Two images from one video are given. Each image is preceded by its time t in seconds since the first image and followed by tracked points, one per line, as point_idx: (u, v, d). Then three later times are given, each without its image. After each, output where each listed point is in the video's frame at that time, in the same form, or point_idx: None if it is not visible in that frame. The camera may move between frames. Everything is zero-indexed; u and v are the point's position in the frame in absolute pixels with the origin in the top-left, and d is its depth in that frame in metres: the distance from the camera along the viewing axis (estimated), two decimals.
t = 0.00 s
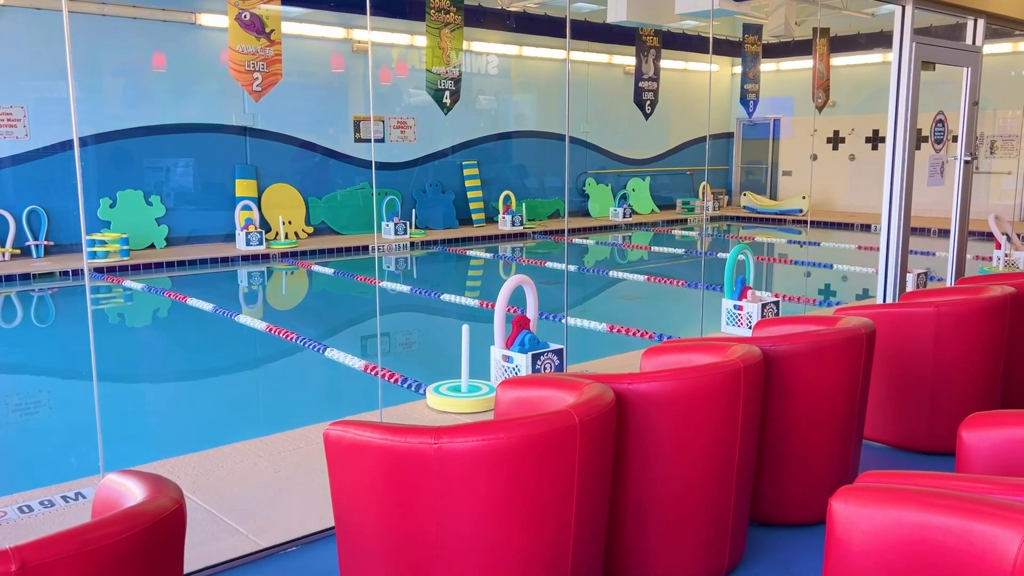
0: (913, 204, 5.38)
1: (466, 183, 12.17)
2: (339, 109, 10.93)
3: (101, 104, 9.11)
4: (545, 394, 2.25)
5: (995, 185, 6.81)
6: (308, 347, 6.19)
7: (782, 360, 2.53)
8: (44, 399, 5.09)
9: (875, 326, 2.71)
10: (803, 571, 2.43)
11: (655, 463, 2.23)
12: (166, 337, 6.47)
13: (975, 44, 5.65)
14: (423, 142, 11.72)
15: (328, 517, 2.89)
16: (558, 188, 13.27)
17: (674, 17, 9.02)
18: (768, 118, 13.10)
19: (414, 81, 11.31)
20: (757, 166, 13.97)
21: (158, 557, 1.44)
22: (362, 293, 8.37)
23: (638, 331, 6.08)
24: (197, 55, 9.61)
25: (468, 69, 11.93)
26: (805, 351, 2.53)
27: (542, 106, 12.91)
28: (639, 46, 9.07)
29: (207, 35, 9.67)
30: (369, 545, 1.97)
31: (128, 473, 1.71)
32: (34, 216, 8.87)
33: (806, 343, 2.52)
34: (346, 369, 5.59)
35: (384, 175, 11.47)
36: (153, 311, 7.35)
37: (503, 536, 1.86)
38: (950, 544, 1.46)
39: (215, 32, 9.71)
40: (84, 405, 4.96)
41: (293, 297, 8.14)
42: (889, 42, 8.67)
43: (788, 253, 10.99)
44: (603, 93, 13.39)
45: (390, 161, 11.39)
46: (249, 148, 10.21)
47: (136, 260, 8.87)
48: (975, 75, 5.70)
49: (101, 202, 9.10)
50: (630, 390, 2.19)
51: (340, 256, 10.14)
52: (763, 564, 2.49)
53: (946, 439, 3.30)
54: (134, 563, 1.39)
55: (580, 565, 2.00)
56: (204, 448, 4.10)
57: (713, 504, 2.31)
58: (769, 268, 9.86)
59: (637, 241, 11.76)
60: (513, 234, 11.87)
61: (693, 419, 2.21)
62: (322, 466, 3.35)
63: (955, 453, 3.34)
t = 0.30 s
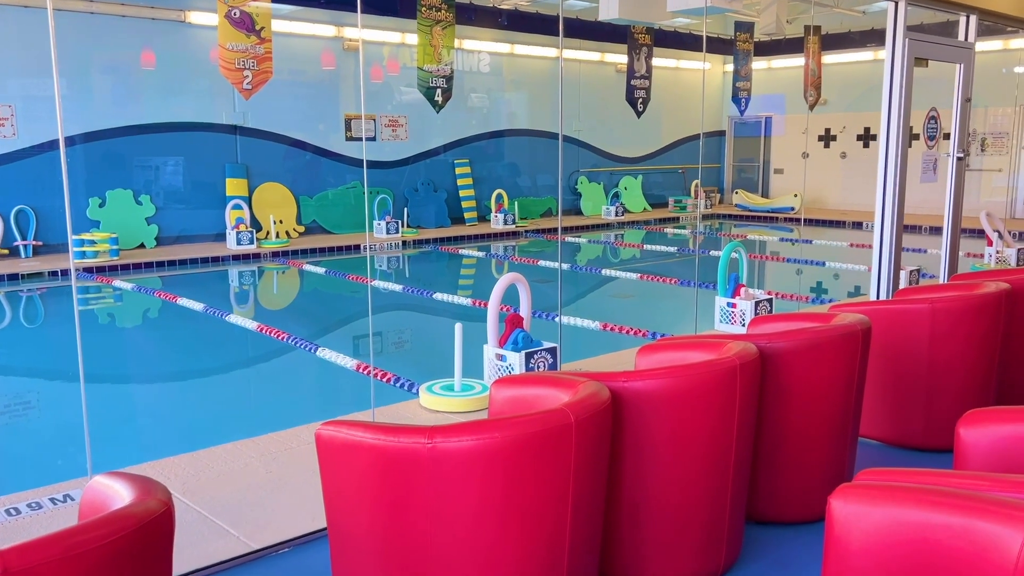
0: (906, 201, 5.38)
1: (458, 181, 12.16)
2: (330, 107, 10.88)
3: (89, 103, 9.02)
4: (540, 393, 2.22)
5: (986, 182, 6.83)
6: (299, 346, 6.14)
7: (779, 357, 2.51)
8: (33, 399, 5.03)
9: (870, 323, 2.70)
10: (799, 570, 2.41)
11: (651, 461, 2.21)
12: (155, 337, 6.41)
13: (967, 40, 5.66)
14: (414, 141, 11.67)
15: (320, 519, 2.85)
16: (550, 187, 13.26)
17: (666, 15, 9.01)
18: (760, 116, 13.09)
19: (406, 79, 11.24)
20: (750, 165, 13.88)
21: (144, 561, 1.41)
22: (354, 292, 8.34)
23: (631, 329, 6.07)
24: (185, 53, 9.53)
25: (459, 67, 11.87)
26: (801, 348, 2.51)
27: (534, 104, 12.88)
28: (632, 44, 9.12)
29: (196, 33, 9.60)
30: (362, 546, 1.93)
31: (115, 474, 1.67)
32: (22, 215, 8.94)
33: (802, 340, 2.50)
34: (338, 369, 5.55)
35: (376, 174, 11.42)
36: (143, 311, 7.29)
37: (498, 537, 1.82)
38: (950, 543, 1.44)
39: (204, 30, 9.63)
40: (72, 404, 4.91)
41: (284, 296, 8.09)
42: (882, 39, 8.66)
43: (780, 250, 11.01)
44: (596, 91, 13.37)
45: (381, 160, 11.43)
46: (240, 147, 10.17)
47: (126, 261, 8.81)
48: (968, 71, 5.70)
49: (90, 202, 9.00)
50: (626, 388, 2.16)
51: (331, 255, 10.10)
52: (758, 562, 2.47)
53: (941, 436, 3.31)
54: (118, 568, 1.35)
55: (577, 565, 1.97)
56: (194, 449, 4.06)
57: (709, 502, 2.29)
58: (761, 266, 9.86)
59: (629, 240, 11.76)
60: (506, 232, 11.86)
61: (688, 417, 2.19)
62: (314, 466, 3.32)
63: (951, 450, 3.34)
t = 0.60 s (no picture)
0: (896, 199, 5.38)
1: (449, 180, 12.13)
2: (319, 106, 10.81)
3: (76, 101, 8.92)
4: (529, 394, 2.19)
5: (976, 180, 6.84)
6: (288, 347, 6.07)
7: (770, 357, 2.49)
8: (17, 400, 4.97)
9: (862, 322, 2.68)
10: (792, 571, 2.39)
11: (642, 463, 2.18)
12: (143, 338, 6.34)
13: (958, 37, 5.65)
14: (405, 140, 11.61)
15: (307, 522, 2.81)
16: (541, 185, 13.24)
17: (657, 12, 9.01)
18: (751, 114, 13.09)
19: (395, 77, 11.16)
20: (740, 163, 13.94)
21: (126, 569, 1.37)
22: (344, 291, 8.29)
23: (623, 328, 6.05)
24: (172, 51, 9.44)
25: (449, 65, 11.80)
26: (793, 348, 2.49)
27: (525, 102, 12.84)
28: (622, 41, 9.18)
29: (184, 31, 9.53)
30: (349, 551, 1.90)
31: (96, 479, 1.63)
32: (7, 214, 8.81)
33: (794, 339, 2.48)
34: (328, 369, 5.50)
35: (366, 173, 11.35)
36: (131, 311, 7.22)
37: (487, 541, 1.79)
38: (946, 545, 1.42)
39: (192, 28, 9.56)
40: (56, 404, 4.85)
41: (274, 296, 8.04)
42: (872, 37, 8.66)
43: (771, 248, 11.02)
44: (588, 89, 13.34)
45: (370, 158, 11.33)
46: (229, 146, 10.09)
47: (113, 260, 8.74)
48: (958, 68, 5.69)
49: (77, 201, 8.94)
50: (616, 389, 2.13)
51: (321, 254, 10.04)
52: (752, 563, 2.46)
53: (934, 435, 3.29)
54: None
55: (568, 568, 1.94)
56: (180, 451, 4.00)
57: (701, 503, 2.26)
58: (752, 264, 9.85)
59: (621, 238, 11.74)
60: (497, 231, 11.83)
61: (679, 418, 2.16)
62: (302, 468, 3.28)
63: (944, 449, 3.33)
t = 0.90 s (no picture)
0: (884, 199, 5.36)
1: (437, 179, 12.07)
2: (304, 104, 10.71)
3: (58, 101, 8.80)
4: (510, 399, 2.14)
5: (964, 179, 6.84)
6: (273, 350, 5.95)
7: (756, 360, 2.45)
8: None
9: (849, 323, 2.65)
10: None
11: (626, 469, 2.13)
12: (126, 340, 6.25)
13: (945, 36, 5.63)
14: (393, 138, 11.53)
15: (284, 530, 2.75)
16: (529, 184, 13.19)
17: (645, 11, 8.98)
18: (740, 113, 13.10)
19: (381, 76, 11.08)
20: (728, 162, 13.88)
21: None
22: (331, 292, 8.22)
23: (611, 328, 6.02)
24: (155, 50, 9.34)
25: (435, 64, 11.71)
26: (779, 350, 2.45)
27: (514, 101, 12.78)
28: (610, 40, 9.16)
29: (167, 29, 9.43)
30: (323, 563, 1.84)
31: (56, 491, 1.56)
32: None
33: (780, 341, 2.44)
34: (312, 371, 5.42)
35: (353, 172, 11.27)
36: (115, 312, 7.13)
37: (465, 554, 1.74)
38: (935, 558, 1.37)
39: (177, 27, 9.47)
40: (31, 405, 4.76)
41: (261, 296, 7.97)
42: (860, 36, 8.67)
43: (759, 248, 11.01)
44: (577, 88, 13.31)
45: (356, 158, 11.25)
46: (214, 146, 10.00)
47: (96, 261, 8.65)
48: (945, 67, 5.68)
49: (59, 201, 8.85)
50: (599, 393, 2.09)
51: (307, 255, 9.95)
52: (738, 569, 2.42)
53: (923, 436, 3.26)
54: None
55: None
56: (155, 456, 3.92)
57: (686, 509, 2.21)
58: (741, 263, 9.83)
59: (610, 238, 11.72)
60: (486, 231, 11.78)
61: (663, 423, 2.12)
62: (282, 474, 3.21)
63: (932, 451, 3.30)
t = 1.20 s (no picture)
0: (868, 201, 5.33)
1: (422, 181, 12.00)
2: (287, 106, 10.58)
3: (35, 102, 8.68)
4: (482, 410, 2.07)
5: (949, 179, 6.81)
6: (251, 355, 5.87)
7: (736, 367, 2.39)
8: None
9: (831, 328, 2.59)
10: None
11: (602, 481, 2.07)
12: (103, 345, 6.12)
13: (928, 36, 5.61)
14: (376, 141, 11.49)
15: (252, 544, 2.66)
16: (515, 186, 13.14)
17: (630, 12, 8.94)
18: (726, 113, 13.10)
19: (363, 77, 11.03)
20: (714, 163, 13.85)
21: None
22: (315, 295, 8.14)
23: (595, 331, 5.97)
24: (134, 51, 9.24)
25: (418, 65, 11.68)
26: (759, 357, 2.40)
27: (500, 102, 12.69)
28: (596, 40, 9.12)
29: (147, 30, 9.34)
30: None
31: None
32: None
33: (760, 348, 2.39)
34: (289, 378, 5.30)
35: (337, 174, 11.17)
36: (95, 316, 7.04)
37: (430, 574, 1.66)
38: None
39: (157, 28, 9.38)
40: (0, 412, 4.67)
41: (243, 299, 7.88)
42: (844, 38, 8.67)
43: (746, 249, 10.99)
44: (562, 89, 13.28)
45: (339, 159, 11.15)
46: (195, 147, 9.90)
47: (76, 265, 8.54)
48: (928, 68, 5.66)
49: (38, 205, 8.77)
50: (573, 403, 2.02)
51: (291, 257, 9.85)
52: None
53: (908, 442, 3.21)
54: None
55: None
56: (118, 469, 3.83)
57: (664, 522, 2.15)
58: (727, 265, 9.79)
59: (596, 239, 11.67)
60: (471, 233, 11.72)
61: (639, 434, 2.06)
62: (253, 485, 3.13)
63: (917, 457, 3.26)
